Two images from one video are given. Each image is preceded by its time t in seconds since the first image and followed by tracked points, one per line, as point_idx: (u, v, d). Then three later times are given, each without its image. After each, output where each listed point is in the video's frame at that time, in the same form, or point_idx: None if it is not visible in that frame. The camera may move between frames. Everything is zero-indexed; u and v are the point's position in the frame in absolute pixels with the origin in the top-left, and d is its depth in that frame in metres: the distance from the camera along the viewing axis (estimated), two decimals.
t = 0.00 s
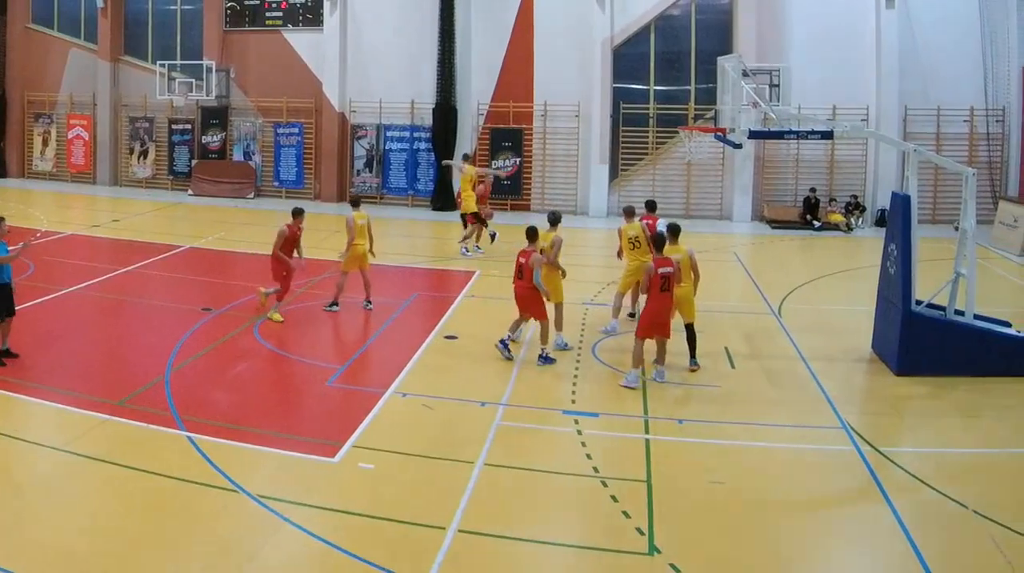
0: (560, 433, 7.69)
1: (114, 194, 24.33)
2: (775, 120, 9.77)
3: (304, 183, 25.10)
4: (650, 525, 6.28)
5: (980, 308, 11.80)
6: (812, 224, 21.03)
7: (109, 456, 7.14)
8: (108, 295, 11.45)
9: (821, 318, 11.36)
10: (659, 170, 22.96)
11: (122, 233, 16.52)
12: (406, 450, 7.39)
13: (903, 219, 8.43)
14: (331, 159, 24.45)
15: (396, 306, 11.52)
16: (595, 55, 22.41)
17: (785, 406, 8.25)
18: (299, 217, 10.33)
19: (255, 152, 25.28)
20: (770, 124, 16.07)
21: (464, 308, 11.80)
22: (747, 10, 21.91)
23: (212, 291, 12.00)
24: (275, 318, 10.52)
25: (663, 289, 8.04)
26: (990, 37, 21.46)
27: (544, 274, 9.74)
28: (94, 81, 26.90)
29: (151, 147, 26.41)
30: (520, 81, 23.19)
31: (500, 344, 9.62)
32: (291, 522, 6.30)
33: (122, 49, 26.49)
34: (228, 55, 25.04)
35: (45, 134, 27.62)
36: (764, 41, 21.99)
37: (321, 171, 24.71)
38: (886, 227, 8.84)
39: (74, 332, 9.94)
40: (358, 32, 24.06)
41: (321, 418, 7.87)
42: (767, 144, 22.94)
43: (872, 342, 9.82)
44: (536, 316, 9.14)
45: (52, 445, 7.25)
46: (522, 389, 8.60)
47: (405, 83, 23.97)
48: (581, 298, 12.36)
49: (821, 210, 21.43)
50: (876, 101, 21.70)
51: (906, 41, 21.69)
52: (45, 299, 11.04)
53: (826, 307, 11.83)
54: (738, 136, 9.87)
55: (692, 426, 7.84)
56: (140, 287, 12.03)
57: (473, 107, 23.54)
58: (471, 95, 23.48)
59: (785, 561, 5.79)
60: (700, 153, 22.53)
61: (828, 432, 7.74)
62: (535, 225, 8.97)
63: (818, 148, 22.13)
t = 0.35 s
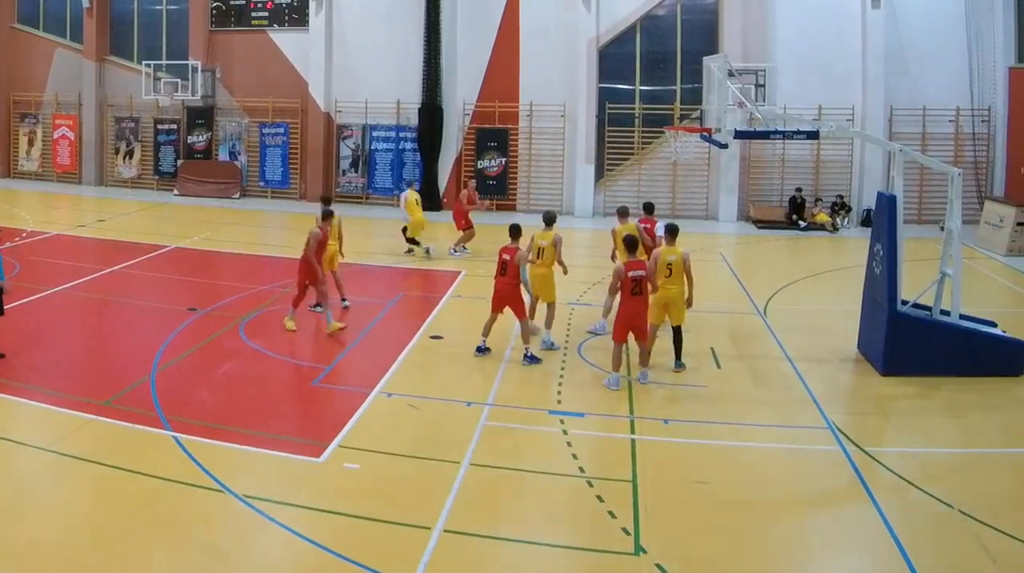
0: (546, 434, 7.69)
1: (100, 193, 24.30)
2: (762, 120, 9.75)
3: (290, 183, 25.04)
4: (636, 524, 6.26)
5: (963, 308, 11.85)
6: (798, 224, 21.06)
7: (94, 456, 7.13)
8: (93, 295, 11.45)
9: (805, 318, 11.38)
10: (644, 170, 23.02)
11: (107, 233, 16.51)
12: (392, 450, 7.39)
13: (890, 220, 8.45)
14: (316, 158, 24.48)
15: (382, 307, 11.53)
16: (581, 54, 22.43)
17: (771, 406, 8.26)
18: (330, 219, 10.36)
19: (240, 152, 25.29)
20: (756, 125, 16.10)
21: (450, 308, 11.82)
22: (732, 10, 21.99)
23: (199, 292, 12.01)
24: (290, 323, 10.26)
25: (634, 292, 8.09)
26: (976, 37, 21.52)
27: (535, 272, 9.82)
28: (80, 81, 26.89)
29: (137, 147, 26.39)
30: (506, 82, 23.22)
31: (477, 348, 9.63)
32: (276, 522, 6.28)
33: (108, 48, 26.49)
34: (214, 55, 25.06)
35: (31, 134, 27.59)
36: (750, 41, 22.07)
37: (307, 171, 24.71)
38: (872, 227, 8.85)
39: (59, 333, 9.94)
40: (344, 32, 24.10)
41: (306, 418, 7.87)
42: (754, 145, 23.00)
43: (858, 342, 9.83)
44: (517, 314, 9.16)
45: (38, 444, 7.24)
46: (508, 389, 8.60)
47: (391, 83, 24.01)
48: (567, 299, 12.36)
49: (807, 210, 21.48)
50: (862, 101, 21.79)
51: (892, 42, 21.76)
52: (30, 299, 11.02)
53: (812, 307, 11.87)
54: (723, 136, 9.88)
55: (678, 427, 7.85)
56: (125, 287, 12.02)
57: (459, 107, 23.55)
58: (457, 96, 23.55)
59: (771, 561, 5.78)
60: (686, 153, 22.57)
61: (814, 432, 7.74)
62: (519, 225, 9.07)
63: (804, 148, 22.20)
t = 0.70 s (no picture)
0: (533, 434, 7.69)
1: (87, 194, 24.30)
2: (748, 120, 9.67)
3: (277, 183, 25.08)
4: (623, 524, 6.26)
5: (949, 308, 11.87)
6: (785, 224, 21.08)
7: (80, 456, 7.13)
8: (80, 295, 11.45)
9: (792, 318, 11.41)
10: (631, 170, 23.04)
11: (93, 233, 16.51)
12: (379, 450, 7.39)
13: (877, 220, 8.46)
14: (304, 158, 24.57)
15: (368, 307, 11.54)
16: (568, 55, 22.44)
17: (758, 406, 8.27)
18: (368, 222, 9.60)
19: (227, 152, 25.31)
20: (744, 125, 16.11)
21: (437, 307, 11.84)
22: (719, 11, 21.99)
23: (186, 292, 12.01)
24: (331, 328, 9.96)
25: (622, 295, 8.06)
26: (963, 36, 21.51)
27: (524, 268, 9.92)
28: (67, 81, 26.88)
29: (124, 147, 26.39)
30: (492, 82, 23.24)
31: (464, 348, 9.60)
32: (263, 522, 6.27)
33: (95, 48, 26.49)
34: (201, 55, 25.06)
35: (18, 134, 27.58)
36: (736, 41, 22.07)
37: (294, 172, 24.78)
38: (860, 227, 8.86)
39: (46, 332, 9.94)
40: (331, 32, 24.10)
41: (294, 419, 7.87)
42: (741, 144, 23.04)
43: (845, 342, 9.85)
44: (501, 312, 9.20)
45: (24, 444, 7.24)
46: (495, 389, 8.61)
47: (377, 83, 24.03)
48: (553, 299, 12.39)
49: (794, 210, 21.49)
50: (849, 101, 21.83)
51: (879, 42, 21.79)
52: (17, 298, 11.01)
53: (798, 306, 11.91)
54: (711, 136, 9.88)
55: (665, 426, 7.85)
56: (111, 287, 12.02)
57: (446, 107, 23.54)
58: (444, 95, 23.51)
59: (759, 562, 5.77)
60: (672, 153, 22.64)
61: (802, 432, 7.74)
62: (508, 223, 9.04)
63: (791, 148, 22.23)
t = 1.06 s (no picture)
0: (520, 434, 7.69)
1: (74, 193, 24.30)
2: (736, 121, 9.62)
3: (264, 183, 25.11)
4: (610, 524, 6.26)
5: (936, 308, 11.89)
6: (773, 224, 21.11)
7: (68, 456, 7.12)
8: (67, 295, 11.44)
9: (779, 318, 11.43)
10: (619, 170, 23.11)
11: (80, 233, 16.51)
12: (367, 450, 7.40)
13: (864, 219, 8.48)
14: (291, 158, 24.60)
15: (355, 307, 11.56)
16: (555, 56, 22.47)
17: (746, 406, 8.29)
18: (401, 226, 9.03)
19: (215, 152, 25.31)
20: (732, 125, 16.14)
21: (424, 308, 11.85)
22: (706, 11, 21.98)
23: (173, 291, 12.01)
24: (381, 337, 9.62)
25: (620, 298, 8.00)
26: (949, 36, 21.50)
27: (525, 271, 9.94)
28: (54, 81, 26.86)
29: (111, 147, 26.37)
30: (479, 82, 23.26)
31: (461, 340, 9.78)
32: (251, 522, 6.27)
33: (82, 48, 26.48)
34: (188, 55, 25.04)
35: (5, 134, 27.56)
36: (723, 41, 22.08)
37: (281, 171, 24.84)
38: (847, 227, 8.87)
39: (33, 331, 9.93)
40: (318, 32, 24.11)
41: (281, 419, 7.88)
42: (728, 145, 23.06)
43: (833, 342, 9.86)
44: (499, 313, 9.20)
45: (11, 444, 7.23)
46: (483, 389, 8.62)
47: (364, 83, 24.04)
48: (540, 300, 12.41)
49: (781, 210, 21.55)
50: (836, 102, 21.85)
51: (868, 43, 21.83)
52: (5, 298, 10.99)
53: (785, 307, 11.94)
54: (700, 136, 9.87)
55: (652, 427, 7.86)
56: (98, 286, 12.02)
57: (433, 107, 23.53)
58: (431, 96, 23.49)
59: (746, 562, 5.76)
60: (659, 153, 22.67)
61: (789, 432, 7.75)
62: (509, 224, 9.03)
63: (778, 148, 22.25)
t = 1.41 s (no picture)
0: (506, 434, 7.69)
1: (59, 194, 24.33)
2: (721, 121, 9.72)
3: (250, 183, 25.15)
4: (596, 524, 6.25)
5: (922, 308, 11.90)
6: (758, 224, 21.13)
7: (53, 456, 7.12)
8: (53, 295, 11.44)
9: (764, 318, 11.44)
10: (604, 170, 23.12)
11: (66, 233, 16.52)
12: (352, 450, 7.40)
13: (850, 220, 8.49)
14: (276, 158, 24.66)
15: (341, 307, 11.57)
16: (540, 56, 22.50)
17: (733, 406, 8.30)
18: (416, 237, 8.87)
19: (200, 152, 25.29)
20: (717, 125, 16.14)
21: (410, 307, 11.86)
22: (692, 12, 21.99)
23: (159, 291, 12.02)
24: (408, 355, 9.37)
25: (603, 297, 8.02)
26: (935, 36, 21.49)
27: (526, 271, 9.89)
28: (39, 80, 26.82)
29: (96, 147, 26.32)
30: (465, 82, 23.26)
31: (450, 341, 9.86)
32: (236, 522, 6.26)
33: (67, 48, 26.46)
34: (174, 55, 25.05)
35: None
36: (709, 41, 22.09)
37: (267, 171, 24.86)
38: (832, 227, 8.89)
39: (19, 330, 9.93)
40: (304, 32, 24.12)
41: (266, 419, 7.87)
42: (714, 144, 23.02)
43: (819, 342, 9.86)
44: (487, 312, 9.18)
45: None
46: (468, 389, 8.63)
47: (351, 83, 24.05)
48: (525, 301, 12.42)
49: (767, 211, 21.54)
50: (821, 101, 21.86)
51: (854, 43, 21.86)
52: None
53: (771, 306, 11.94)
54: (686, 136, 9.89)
55: (638, 427, 7.86)
56: (83, 286, 12.02)
57: (419, 107, 23.56)
58: (416, 95, 23.50)
59: (732, 562, 5.75)
60: (645, 153, 22.73)
61: (776, 432, 7.74)
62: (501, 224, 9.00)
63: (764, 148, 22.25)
